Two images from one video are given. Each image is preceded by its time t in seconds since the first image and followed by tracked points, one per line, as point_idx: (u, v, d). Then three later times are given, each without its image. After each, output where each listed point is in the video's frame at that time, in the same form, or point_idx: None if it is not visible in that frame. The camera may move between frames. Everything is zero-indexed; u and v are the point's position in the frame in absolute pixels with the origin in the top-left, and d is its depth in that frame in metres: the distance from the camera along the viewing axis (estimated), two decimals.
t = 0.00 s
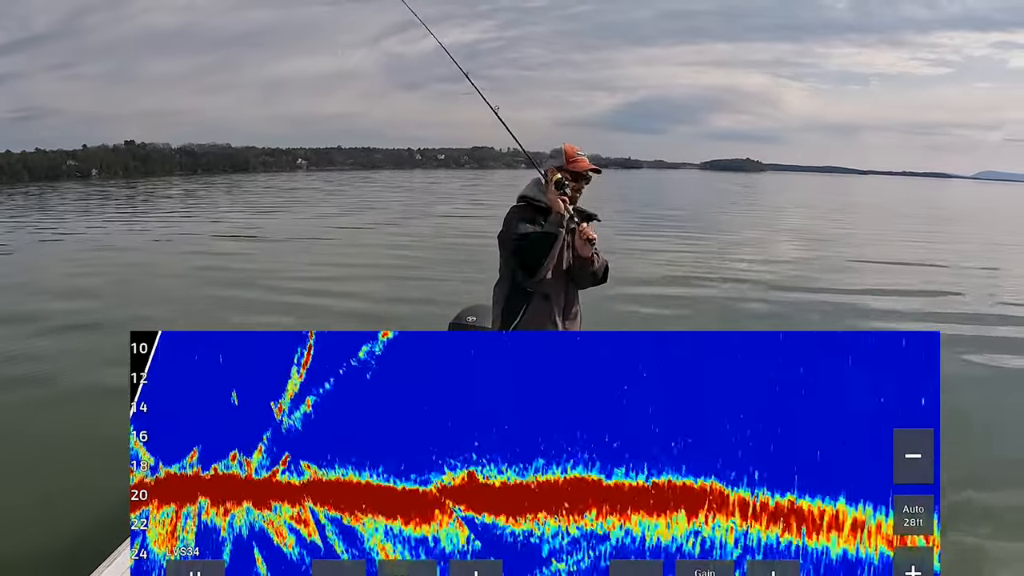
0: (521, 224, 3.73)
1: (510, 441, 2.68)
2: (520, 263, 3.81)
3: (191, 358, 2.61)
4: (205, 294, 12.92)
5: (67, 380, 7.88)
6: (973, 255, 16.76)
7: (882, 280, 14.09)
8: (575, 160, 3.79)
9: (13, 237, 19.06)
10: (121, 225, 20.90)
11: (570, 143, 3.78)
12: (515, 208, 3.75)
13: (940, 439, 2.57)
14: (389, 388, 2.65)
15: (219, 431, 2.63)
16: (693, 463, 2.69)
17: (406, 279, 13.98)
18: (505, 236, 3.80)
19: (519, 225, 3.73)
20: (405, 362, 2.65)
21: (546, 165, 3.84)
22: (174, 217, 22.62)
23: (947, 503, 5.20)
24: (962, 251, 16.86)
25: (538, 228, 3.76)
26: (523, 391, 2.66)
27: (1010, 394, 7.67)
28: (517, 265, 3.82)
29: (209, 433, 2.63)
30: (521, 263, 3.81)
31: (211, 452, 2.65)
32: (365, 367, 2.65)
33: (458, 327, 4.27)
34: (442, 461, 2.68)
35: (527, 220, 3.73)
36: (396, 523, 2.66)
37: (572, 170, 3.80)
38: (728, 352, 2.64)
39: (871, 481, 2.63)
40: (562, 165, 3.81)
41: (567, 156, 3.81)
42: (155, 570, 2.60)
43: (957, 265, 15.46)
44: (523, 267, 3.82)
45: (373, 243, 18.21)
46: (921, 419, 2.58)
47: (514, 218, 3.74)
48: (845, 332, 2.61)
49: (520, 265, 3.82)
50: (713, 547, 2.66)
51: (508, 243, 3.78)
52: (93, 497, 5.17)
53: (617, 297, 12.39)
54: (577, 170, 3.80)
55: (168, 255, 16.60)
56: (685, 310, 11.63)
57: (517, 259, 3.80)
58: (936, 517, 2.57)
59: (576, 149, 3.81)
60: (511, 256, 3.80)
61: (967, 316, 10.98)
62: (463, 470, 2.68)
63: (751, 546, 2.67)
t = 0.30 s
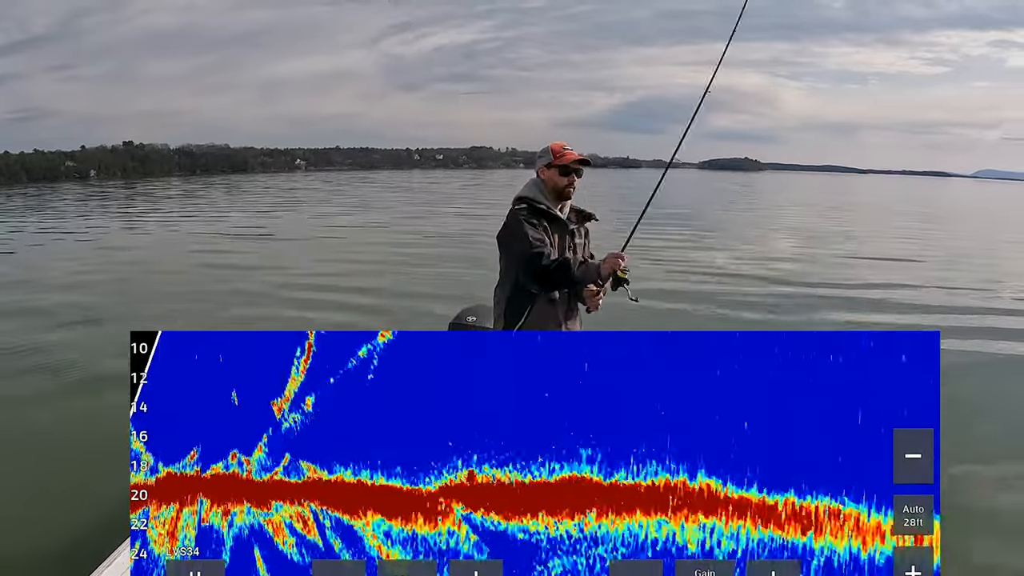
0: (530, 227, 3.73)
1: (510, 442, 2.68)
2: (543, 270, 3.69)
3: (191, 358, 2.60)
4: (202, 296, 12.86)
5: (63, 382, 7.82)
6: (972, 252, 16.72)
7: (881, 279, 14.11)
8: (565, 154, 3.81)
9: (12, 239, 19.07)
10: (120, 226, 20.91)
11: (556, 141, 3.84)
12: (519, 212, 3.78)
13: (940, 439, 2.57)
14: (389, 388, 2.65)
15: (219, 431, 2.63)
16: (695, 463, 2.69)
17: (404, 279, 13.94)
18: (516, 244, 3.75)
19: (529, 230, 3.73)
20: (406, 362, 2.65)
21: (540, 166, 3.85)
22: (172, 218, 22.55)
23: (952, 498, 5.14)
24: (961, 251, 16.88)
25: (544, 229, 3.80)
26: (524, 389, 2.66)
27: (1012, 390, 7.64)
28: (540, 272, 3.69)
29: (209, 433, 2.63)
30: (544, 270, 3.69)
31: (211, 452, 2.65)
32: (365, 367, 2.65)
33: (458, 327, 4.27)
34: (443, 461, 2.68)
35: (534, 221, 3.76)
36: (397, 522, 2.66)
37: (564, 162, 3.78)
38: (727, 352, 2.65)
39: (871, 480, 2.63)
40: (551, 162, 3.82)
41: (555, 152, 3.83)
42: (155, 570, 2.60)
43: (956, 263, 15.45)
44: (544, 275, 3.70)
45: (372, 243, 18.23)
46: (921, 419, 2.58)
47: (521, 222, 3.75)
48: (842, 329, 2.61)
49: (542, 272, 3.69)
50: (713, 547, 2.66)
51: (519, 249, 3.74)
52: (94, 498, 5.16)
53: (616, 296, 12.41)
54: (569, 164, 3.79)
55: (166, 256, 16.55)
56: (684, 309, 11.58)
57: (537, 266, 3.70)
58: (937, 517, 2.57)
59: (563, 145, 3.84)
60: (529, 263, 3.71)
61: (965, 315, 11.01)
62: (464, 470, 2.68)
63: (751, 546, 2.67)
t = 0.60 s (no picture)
0: (526, 229, 3.80)
1: (510, 442, 2.68)
2: (537, 273, 3.73)
3: (191, 358, 2.60)
4: (200, 295, 12.84)
5: (62, 381, 7.81)
6: (971, 249, 16.69)
7: (880, 275, 14.15)
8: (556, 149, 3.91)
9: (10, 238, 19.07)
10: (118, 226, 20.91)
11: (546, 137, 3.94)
12: (516, 213, 3.85)
13: (940, 439, 2.58)
14: (390, 389, 2.65)
15: (219, 431, 2.63)
16: (695, 463, 2.69)
17: (403, 278, 13.92)
18: (511, 246, 3.81)
19: (524, 231, 3.79)
20: (406, 362, 2.65)
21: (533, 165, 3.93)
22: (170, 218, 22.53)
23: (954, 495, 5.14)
24: (959, 248, 16.94)
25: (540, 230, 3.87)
26: (524, 390, 2.66)
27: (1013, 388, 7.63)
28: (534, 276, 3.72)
29: (209, 433, 2.63)
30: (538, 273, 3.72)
31: (211, 452, 2.64)
32: (366, 368, 2.65)
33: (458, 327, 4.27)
34: (443, 462, 2.68)
35: (531, 222, 3.82)
36: (396, 523, 2.66)
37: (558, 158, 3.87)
38: (728, 352, 2.65)
39: (871, 480, 2.63)
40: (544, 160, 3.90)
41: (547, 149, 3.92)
42: (155, 570, 2.60)
43: (955, 260, 15.43)
44: (538, 277, 3.73)
45: (371, 241, 18.25)
46: (921, 419, 2.58)
47: (519, 223, 3.81)
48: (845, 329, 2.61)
49: (535, 275, 3.73)
50: (713, 547, 2.66)
51: (514, 252, 3.79)
52: (93, 497, 5.16)
53: (615, 293, 12.44)
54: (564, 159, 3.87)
55: (164, 255, 16.53)
56: (684, 306, 11.56)
57: (530, 269, 3.74)
58: (936, 517, 2.57)
59: (555, 143, 3.94)
60: (523, 267, 3.75)
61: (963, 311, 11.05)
62: (464, 471, 2.68)
63: (751, 546, 2.67)
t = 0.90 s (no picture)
0: (512, 230, 3.85)
1: (511, 442, 2.68)
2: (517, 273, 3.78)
3: (191, 358, 2.60)
4: (197, 296, 12.80)
5: (55, 383, 7.76)
6: (972, 250, 16.62)
7: (879, 275, 14.15)
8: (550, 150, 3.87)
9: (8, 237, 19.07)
10: (116, 225, 20.91)
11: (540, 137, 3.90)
12: (505, 214, 3.91)
13: (940, 439, 2.58)
14: (390, 388, 2.65)
15: (219, 431, 2.63)
16: (694, 463, 2.69)
17: (403, 278, 13.92)
18: (497, 246, 3.88)
19: (509, 232, 3.85)
20: (405, 362, 2.65)
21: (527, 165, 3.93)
22: (167, 217, 22.47)
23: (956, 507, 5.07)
24: (958, 248, 16.95)
25: (528, 231, 3.90)
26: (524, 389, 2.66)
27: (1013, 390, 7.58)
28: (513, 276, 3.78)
29: (209, 433, 2.63)
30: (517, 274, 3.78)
31: (211, 453, 2.65)
32: (366, 367, 2.65)
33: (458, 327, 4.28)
34: (443, 462, 2.68)
35: (520, 224, 3.87)
36: (396, 523, 2.65)
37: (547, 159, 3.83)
38: (727, 352, 2.65)
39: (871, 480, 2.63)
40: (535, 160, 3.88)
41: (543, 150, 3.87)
42: (156, 570, 2.60)
43: (955, 261, 15.36)
44: (519, 278, 3.78)
45: (370, 241, 18.25)
46: (922, 420, 2.59)
47: (508, 226, 3.86)
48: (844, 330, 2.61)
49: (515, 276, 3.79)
50: (713, 547, 2.66)
51: (498, 253, 3.87)
52: (93, 497, 5.15)
53: (613, 293, 12.44)
54: (554, 160, 3.83)
55: (161, 255, 16.47)
56: (682, 307, 11.50)
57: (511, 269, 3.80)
58: (936, 517, 2.58)
59: (549, 142, 3.90)
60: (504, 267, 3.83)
61: (962, 312, 11.06)
62: (464, 470, 2.68)
63: (751, 546, 2.67)
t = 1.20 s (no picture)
0: (505, 232, 3.86)
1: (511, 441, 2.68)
2: (506, 276, 3.79)
3: (191, 358, 2.60)
4: (195, 296, 12.80)
5: (53, 383, 7.74)
6: (970, 251, 16.65)
7: (877, 275, 14.18)
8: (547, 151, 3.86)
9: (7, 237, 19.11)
10: (115, 224, 20.96)
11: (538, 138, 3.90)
12: (500, 216, 3.92)
13: (940, 439, 2.58)
14: (390, 389, 2.65)
15: (218, 431, 2.63)
16: (695, 463, 2.70)
17: (402, 278, 13.94)
18: (490, 248, 3.90)
19: (502, 235, 3.86)
20: (404, 363, 2.65)
21: (525, 166, 3.92)
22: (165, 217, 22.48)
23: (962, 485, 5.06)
24: (956, 249, 16.98)
25: (523, 233, 3.90)
26: (525, 389, 2.66)
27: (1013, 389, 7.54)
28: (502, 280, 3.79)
29: (208, 433, 2.63)
30: (506, 277, 3.79)
31: (211, 453, 2.65)
32: (366, 367, 2.65)
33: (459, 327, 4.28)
34: (443, 462, 2.68)
35: (513, 227, 3.88)
36: (397, 523, 2.65)
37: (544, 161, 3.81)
38: (726, 353, 2.65)
39: (871, 480, 2.63)
40: (534, 161, 3.87)
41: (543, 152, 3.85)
42: (155, 570, 2.60)
43: (954, 262, 15.37)
44: (508, 281, 3.80)
45: (369, 241, 18.27)
46: (921, 419, 2.59)
47: (501, 228, 3.88)
48: (847, 330, 2.61)
49: (505, 279, 3.80)
50: (713, 547, 2.66)
51: (490, 255, 3.89)
52: (93, 497, 5.17)
53: (612, 293, 12.46)
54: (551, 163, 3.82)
55: (161, 255, 16.50)
56: (681, 307, 11.50)
57: (502, 272, 3.82)
58: (936, 517, 2.57)
59: (546, 143, 3.89)
60: (494, 270, 3.85)
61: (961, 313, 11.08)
62: (464, 470, 2.68)
63: (751, 547, 2.67)
